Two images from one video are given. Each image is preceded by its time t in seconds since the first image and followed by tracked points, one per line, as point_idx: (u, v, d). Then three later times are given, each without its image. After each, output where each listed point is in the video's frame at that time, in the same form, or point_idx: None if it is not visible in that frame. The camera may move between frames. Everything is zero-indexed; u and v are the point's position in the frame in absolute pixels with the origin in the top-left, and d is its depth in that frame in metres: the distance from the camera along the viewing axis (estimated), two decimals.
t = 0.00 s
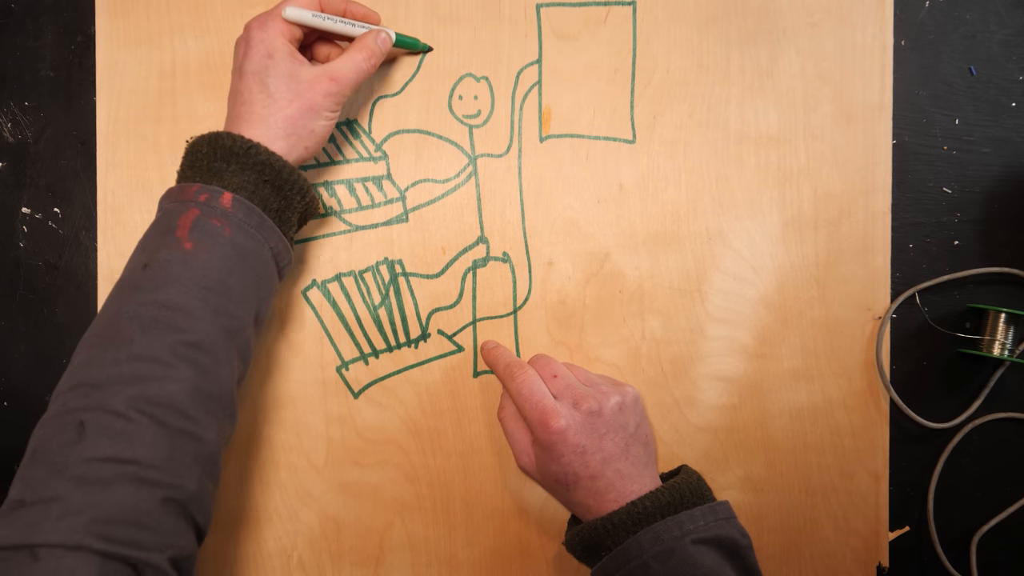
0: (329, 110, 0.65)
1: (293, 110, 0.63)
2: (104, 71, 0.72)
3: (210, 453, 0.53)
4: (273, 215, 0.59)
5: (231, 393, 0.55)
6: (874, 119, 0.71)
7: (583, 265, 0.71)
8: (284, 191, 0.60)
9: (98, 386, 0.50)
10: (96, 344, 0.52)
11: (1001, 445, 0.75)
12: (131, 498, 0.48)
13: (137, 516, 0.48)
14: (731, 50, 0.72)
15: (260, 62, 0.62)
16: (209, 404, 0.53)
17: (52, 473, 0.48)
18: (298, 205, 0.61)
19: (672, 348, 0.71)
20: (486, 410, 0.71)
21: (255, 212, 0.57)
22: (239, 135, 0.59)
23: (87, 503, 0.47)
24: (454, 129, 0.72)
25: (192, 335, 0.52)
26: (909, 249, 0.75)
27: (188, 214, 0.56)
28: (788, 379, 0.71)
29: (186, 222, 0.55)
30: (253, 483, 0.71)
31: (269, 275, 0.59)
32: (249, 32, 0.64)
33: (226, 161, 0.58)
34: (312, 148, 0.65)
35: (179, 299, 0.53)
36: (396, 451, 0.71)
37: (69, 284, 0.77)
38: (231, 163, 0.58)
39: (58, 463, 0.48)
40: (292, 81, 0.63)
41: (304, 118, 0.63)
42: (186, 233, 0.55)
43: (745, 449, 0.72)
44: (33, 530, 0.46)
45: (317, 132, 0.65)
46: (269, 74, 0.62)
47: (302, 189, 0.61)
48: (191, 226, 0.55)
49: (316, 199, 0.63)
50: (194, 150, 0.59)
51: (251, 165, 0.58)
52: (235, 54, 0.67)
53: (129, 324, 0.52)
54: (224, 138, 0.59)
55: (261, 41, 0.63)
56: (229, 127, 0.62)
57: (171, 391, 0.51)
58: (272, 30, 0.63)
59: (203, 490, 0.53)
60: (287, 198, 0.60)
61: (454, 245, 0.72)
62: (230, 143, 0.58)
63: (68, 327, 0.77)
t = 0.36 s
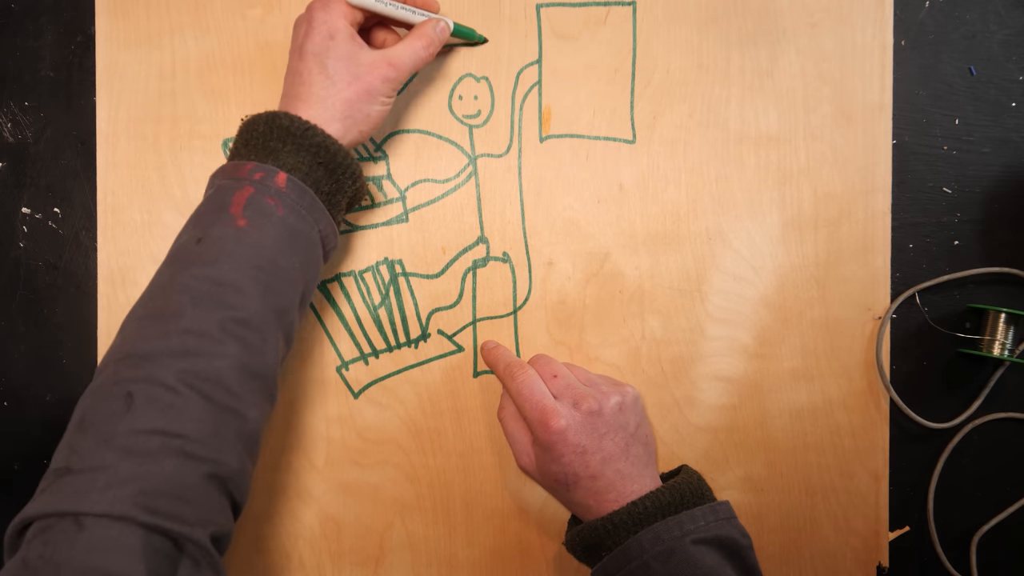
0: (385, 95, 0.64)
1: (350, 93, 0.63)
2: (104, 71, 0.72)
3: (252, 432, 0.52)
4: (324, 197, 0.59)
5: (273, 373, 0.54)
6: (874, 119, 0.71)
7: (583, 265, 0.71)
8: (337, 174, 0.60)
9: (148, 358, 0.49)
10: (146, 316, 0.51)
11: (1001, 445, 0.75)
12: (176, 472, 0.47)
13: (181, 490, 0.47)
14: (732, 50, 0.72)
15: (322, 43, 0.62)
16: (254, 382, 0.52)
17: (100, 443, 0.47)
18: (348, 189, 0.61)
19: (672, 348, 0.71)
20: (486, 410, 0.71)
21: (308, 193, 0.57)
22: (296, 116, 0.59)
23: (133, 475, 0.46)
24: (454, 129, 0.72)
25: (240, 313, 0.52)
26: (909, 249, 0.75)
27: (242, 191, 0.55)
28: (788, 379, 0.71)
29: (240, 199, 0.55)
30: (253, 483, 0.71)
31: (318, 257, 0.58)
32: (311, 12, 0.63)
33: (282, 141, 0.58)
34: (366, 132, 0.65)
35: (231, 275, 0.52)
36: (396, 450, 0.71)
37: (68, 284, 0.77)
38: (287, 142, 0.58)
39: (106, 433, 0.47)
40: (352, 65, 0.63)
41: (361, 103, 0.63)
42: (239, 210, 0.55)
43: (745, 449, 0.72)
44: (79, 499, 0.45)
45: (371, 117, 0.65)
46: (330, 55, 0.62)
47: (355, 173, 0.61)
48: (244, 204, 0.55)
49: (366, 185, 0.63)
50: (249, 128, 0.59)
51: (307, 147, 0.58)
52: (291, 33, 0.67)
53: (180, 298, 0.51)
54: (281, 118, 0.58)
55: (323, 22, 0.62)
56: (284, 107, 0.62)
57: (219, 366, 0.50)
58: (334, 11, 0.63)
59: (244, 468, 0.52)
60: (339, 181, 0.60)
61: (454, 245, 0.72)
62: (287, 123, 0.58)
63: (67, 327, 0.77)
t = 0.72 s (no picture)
0: (432, 92, 0.65)
1: (398, 89, 0.63)
2: (104, 71, 0.72)
3: (289, 422, 0.52)
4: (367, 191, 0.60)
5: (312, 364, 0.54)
6: (875, 119, 0.71)
7: (583, 265, 0.71)
8: (382, 170, 0.60)
9: (194, 343, 0.49)
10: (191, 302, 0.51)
11: (1001, 445, 0.75)
12: (218, 459, 0.47)
13: (222, 477, 0.47)
14: (732, 50, 0.72)
15: (373, 38, 0.62)
16: (294, 373, 0.52)
17: (142, 425, 0.47)
18: (392, 185, 0.62)
19: (672, 348, 0.71)
20: (486, 410, 0.71)
21: (354, 187, 0.58)
22: (345, 110, 0.60)
23: (175, 458, 0.46)
24: (454, 129, 0.72)
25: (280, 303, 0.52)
26: (909, 249, 0.75)
27: (289, 182, 0.55)
28: (788, 379, 0.71)
29: (287, 189, 0.55)
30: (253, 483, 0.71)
31: (359, 252, 0.59)
32: (362, 6, 0.63)
33: (330, 134, 0.58)
34: (411, 128, 0.66)
35: (276, 265, 0.52)
36: (396, 450, 0.71)
37: (68, 284, 0.77)
38: (334, 136, 0.58)
39: (148, 415, 0.47)
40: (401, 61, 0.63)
41: (408, 99, 0.63)
42: (287, 200, 0.55)
43: (745, 449, 0.72)
44: (120, 480, 0.45)
45: (418, 113, 0.65)
46: (379, 51, 0.62)
47: (399, 170, 0.61)
48: (292, 194, 0.55)
49: (408, 181, 0.63)
50: (297, 119, 0.59)
51: (355, 141, 0.59)
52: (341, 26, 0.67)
53: (225, 285, 0.51)
54: (331, 112, 0.59)
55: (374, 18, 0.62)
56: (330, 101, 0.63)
57: (261, 355, 0.50)
58: (386, 6, 0.63)
59: (280, 458, 0.51)
60: (384, 177, 0.61)
61: (454, 245, 0.72)
62: (336, 117, 0.59)
63: (67, 327, 0.77)
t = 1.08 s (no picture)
0: (267, 98, 0.58)
1: (230, 106, 0.57)
2: (104, 71, 0.72)
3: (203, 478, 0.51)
4: (246, 220, 0.55)
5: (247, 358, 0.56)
6: (875, 119, 0.71)
7: (583, 265, 0.71)
8: (255, 195, 0.55)
9: (74, 395, 0.51)
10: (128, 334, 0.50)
11: (1001, 445, 0.75)
12: (119, 527, 0.47)
13: (134, 542, 0.47)
14: (732, 50, 0.72)
15: (191, 67, 0.58)
16: (200, 424, 0.51)
17: (41, 505, 0.48)
18: (271, 207, 0.56)
19: (672, 348, 0.71)
20: (486, 410, 0.71)
21: (219, 220, 0.53)
22: (197, 145, 0.55)
23: (74, 533, 0.47)
24: (454, 129, 0.72)
25: (170, 359, 0.50)
26: (909, 249, 0.75)
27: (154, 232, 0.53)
28: (788, 379, 0.71)
29: (153, 241, 0.52)
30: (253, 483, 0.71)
31: (252, 284, 0.55)
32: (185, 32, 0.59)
33: (187, 173, 0.54)
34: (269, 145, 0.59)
35: (210, 303, 0.52)
36: (396, 450, 0.71)
37: (68, 284, 0.77)
38: (190, 174, 0.54)
39: (48, 493, 0.49)
40: (227, 73, 0.57)
41: (241, 121, 0.57)
42: (154, 252, 0.52)
43: (745, 449, 0.72)
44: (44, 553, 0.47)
45: (263, 126, 0.58)
46: (201, 77, 0.57)
47: (274, 191, 0.56)
48: (158, 244, 0.52)
49: (293, 196, 0.57)
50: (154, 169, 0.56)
51: (213, 172, 0.54)
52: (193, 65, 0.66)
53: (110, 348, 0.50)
54: (180, 148, 0.55)
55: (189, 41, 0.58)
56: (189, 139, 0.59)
57: (154, 416, 0.49)
58: (196, 27, 0.58)
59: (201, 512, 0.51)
60: (258, 202, 0.55)
61: (454, 245, 0.72)
62: (187, 152, 0.54)
63: (68, 326, 0.77)
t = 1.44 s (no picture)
0: (235, 282, 0.63)
1: (198, 286, 0.61)
2: (104, 71, 0.72)
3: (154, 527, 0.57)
4: (186, 381, 0.60)
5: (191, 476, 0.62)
6: (875, 119, 0.71)
7: (583, 265, 0.71)
8: (193, 356, 0.60)
9: (49, 493, 0.55)
10: (66, 497, 0.55)
11: (1001, 445, 0.75)
12: None
13: None
14: (732, 50, 0.72)
15: (169, 242, 0.62)
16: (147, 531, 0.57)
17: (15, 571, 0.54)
18: (210, 365, 0.62)
19: (672, 348, 0.71)
20: (486, 410, 0.71)
21: (164, 383, 0.59)
22: (142, 309, 0.60)
23: None
24: (454, 129, 0.72)
25: (103, 521, 0.54)
26: (909, 249, 0.75)
27: (98, 394, 0.58)
28: (788, 379, 0.71)
29: (96, 404, 0.58)
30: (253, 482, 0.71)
31: (186, 437, 0.60)
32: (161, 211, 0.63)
33: (133, 338, 0.59)
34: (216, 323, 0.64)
35: (144, 460, 0.57)
36: (396, 451, 0.71)
37: (69, 284, 0.77)
38: (136, 338, 0.59)
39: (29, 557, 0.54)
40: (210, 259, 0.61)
41: (210, 293, 0.61)
42: (95, 415, 0.57)
43: (745, 448, 0.72)
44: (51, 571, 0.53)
45: (223, 305, 0.63)
46: (177, 255, 0.61)
47: (213, 350, 0.62)
48: (100, 408, 0.58)
49: (232, 351, 0.63)
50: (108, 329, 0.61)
51: (156, 338, 0.59)
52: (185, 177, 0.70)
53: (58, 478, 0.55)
54: (128, 314, 0.60)
55: (171, 217, 0.62)
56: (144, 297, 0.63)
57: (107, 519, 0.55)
58: (181, 212, 0.62)
59: None
60: (197, 362, 0.61)
61: (454, 245, 0.72)
62: (133, 319, 0.59)
63: (68, 327, 0.77)
